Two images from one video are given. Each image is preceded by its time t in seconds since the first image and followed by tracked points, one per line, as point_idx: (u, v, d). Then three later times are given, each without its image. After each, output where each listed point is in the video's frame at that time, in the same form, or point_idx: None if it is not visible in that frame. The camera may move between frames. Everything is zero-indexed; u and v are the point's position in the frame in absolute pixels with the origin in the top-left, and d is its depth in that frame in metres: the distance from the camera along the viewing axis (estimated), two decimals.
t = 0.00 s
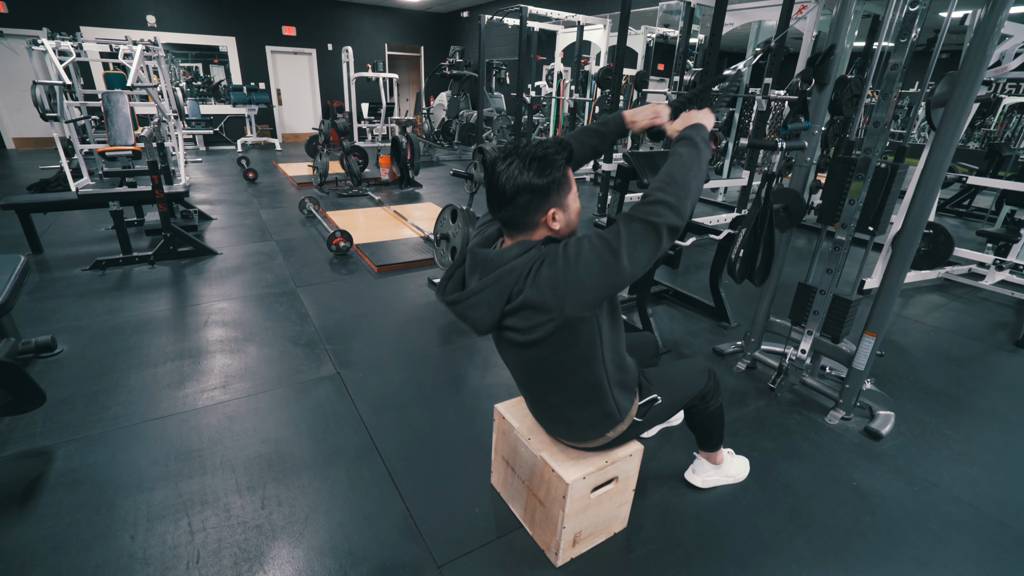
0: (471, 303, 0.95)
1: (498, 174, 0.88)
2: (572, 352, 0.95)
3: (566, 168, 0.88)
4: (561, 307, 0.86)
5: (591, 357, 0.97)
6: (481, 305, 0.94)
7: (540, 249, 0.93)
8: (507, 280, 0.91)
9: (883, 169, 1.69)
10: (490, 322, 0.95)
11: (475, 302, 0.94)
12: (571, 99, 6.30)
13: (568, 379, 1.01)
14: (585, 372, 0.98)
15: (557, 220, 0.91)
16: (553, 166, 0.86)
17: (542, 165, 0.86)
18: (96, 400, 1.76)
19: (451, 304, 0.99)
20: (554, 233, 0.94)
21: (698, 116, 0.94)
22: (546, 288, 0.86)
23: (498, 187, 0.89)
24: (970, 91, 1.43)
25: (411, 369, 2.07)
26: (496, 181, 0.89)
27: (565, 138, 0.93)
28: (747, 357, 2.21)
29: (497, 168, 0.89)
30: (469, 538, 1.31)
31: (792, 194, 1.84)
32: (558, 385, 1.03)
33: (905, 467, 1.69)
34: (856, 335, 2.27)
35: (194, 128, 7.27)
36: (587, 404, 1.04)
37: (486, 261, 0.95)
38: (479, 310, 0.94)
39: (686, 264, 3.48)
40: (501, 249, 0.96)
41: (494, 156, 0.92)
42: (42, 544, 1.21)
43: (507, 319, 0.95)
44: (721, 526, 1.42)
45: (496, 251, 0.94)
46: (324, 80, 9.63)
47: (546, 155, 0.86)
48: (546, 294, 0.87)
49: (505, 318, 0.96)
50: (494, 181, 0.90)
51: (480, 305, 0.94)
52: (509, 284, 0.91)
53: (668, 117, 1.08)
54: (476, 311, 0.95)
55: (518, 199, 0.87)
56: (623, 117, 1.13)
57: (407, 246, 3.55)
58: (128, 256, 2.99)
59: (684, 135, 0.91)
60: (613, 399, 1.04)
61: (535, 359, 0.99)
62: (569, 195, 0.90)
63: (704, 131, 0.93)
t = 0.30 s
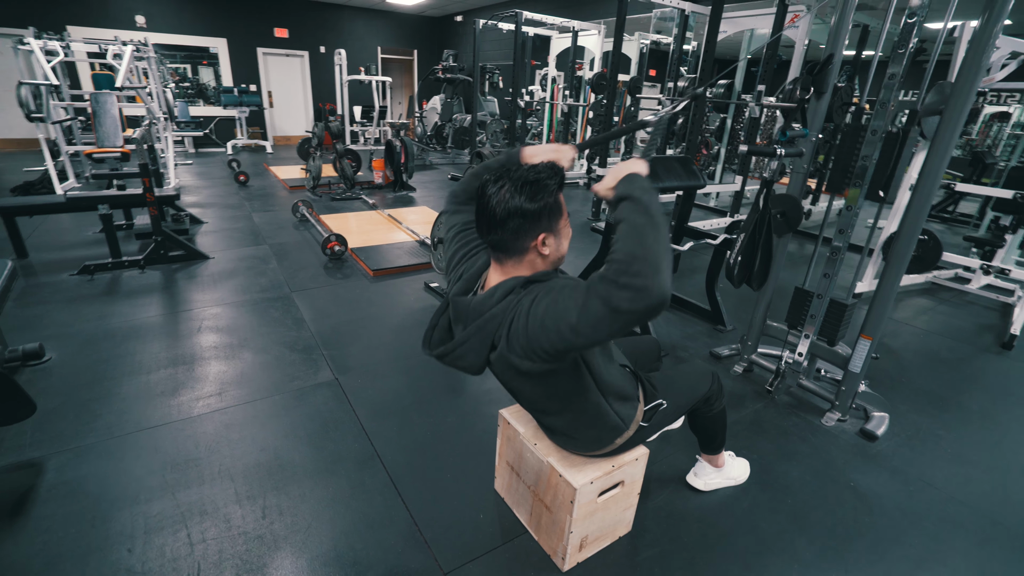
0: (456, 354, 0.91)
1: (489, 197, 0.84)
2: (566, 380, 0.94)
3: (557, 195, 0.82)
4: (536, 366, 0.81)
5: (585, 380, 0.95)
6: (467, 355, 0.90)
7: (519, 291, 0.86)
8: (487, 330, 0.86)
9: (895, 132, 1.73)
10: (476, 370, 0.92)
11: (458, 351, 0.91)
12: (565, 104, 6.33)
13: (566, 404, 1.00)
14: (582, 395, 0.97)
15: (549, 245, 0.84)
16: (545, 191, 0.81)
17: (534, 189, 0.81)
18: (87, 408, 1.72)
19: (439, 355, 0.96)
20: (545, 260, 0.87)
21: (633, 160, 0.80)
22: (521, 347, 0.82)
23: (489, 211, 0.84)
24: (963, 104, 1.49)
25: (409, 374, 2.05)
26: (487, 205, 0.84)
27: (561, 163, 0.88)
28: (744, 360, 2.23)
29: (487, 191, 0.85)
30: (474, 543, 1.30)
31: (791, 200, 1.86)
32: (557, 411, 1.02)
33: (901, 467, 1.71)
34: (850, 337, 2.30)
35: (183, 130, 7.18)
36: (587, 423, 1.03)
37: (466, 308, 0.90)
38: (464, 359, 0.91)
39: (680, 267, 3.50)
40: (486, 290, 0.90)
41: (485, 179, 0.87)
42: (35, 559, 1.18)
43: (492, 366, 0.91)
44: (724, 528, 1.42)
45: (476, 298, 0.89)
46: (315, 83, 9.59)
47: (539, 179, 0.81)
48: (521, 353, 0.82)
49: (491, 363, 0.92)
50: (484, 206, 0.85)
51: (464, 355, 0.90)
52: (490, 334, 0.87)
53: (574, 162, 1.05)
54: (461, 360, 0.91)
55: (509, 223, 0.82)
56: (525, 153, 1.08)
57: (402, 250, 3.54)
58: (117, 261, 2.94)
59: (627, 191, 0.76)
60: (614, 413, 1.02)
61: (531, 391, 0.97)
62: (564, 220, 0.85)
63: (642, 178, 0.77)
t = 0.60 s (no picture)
0: (461, 371, 0.92)
1: (486, 203, 0.83)
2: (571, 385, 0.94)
3: (555, 200, 0.82)
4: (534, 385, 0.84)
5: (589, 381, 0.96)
6: (471, 371, 0.90)
7: (517, 304, 0.85)
8: (488, 349, 0.86)
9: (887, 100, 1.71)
10: (482, 382, 0.93)
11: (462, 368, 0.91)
12: (549, 99, 6.34)
13: (572, 406, 1.00)
14: (588, 395, 0.98)
15: (547, 250, 0.83)
16: (542, 197, 0.80)
17: (532, 195, 0.80)
18: (79, 420, 1.68)
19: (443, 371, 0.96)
20: (543, 266, 0.86)
21: (580, 195, 0.76)
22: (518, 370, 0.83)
23: (487, 218, 0.83)
24: (947, 92, 1.53)
25: (407, 374, 2.04)
26: (485, 212, 0.83)
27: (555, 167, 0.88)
28: (739, 350, 2.27)
29: (485, 197, 0.84)
30: (484, 541, 1.30)
31: (781, 190, 1.89)
32: (565, 413, 1.03)
33: (895, 449, 1.76)
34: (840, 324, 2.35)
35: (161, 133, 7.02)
36: (594, 422, 1.04)
37: (465, 324, 0.89)
38: (470, 374, 0.91)
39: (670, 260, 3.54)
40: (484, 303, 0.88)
41: (484, 183, 0.86)
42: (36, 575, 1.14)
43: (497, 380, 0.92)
44: (729, 515, 1.44)
45: (473, 315, 0.88)
46: (294, 82, 9.44)
47: (536, 184, 0.80)
48: (518, 376, 0.84)
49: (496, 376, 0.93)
50: (481, 212, 0.84)
51: (468, 373, 0.91)
52: (491, 352, 0.87)
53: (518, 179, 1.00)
54: (467, 376, 0.92)
55: (508, 229, 0.81)
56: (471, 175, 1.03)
57: (392, 249, 3.51)
58: (101, 268, 2.87)
59: (584, 234, 0.71)
60: (620, 409, 1.02)
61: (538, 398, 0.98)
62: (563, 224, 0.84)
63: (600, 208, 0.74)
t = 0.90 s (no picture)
0: (476, 348, 0.91)
1: (503, 188, 0.83)
2: (581, 370, 0.94)
3: (571, 183, 0.84)
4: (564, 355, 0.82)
5: (598, 369, 0.95)
6: (486, 351, 0.89)
7: (541, 283, 0.85)
8: (510, 326, 0.85)
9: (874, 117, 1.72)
10: (497, 364, 0.91)
11: (480, 346, 0.90)
12: (539, 95, 6.33)
13: (580, 394, 0.99)
14: (595, 385, 0.97)
15: (564, 233, 0.85)
16: (558, 180, 0.82)
17: (548, 179, 0.82)
18: (72, 422, 1.65)
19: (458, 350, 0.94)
20: (560, 249, 0.87)
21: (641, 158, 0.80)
22: (548, 339, 0.81)
23: (503, 204, 0.83)
24: (938, 87, 1.56)
25: (405, 372, 2.03)
26: (501, 198, 0.84)
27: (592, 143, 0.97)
28: (733, 343, 2.29)
29: (500, 183, 0.84)
30: (488, 537, 1.30)
31: (774, 185, 1.89)
32: (571, 402, 1.02)
33: (887, 439, 1.79)
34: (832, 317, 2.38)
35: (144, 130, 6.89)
36: (600, 412, 1.03)
37: (485, 303, 0.89)
38: (485, 354, 0.90)
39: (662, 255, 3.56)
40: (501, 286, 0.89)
41: (496, 171, 0.87)
42: None
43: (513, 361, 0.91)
44: (728, 507, 1.46)
45: (495, 292, 0.88)
46: (281, 78, 9.31)
47: (551, 168, 0.82)
48: (547, 346, 0.82)
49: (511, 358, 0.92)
50: (498, 197, 0.84)
51: (485, 351, 0.89)
52: (513, 329, 0.85)
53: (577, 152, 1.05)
54: (482, 354, 0.91)
55: (526, 214, 0.82)
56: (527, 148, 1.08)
57: (385, 247, 3.49)
58: (87, 268, 2.81)
59: (652, 184, 0.75)
60: (627, 402, 1.03)
61: (546, 384, 0.97)
62: (575, 209, 0.86)
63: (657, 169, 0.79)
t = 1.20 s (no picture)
0: (502, 311, 0.96)
1: (529, 169, 0.87)
2: (598, 351, 0.97)
3: (595, 162, 0.88)
4: (594, 315, 0.88)
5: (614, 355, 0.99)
6: (514, 313, 0.94)
7: (571, 254, 0.93)
8: (541, 289, 0.91)
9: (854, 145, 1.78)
10: (522, 329, 0.97)
11: (509, 310, 0.95)
12: (529, 92, 6.32)
13: (590, 377, 1.02)
14: (608, 370, 1.01)
15: (587, 212, 0.91)
16: (584, 160, 0.86)
17: (574, 159, 0.86)
18: (62, 426, 1.62)
19: (484, 314, 0.99)
20: (583, 227, 0.93)
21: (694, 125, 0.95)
22: (581, 297, 0.87)
23: (529, 182, 0.87)
24: (926, 83, 1.58)
25: (400, 370, 2.03)
26: (526, 178, 0.87)
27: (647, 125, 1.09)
28: (725, 338, 2.32)
29: (526, 163, 0.88)
30: (487, 533, 1.31)
31: (767, 181, 1.92)
32: (581, 385, 1.04)
33: (878, 430, 1.82)
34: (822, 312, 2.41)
35: (128, 128, 6.77)
36: (606, 400, 1.06)
37: (514, 268, 0.95)
38: (510, 317, 0.95)
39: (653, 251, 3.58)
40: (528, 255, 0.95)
41: (520, 151, 0.90)
42: None
43: (536, 327, 0.96)
44: (724, 499, 1.48)
45: (526, 259, 0.94)
46: (268, 75, 9.20)
47: (576, 149, 0.86)
48: (579, 305, 0.88)
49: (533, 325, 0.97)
50: (523, 178, 0.88)
51: (513, 312, 0.95)
52: (543, 292, 0.91)
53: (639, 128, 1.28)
54: (507, 317, 0.96)
55: (552, 192, 0.86)
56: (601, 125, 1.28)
57: (377, 245, 3.47)
58: (74, 269, 2.76)
59: (702, 148, 0.90)
60: (633, 390, 1.07)
61: (561, 362, 1.00)
62: (598, 187, 0.90)
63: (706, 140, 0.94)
